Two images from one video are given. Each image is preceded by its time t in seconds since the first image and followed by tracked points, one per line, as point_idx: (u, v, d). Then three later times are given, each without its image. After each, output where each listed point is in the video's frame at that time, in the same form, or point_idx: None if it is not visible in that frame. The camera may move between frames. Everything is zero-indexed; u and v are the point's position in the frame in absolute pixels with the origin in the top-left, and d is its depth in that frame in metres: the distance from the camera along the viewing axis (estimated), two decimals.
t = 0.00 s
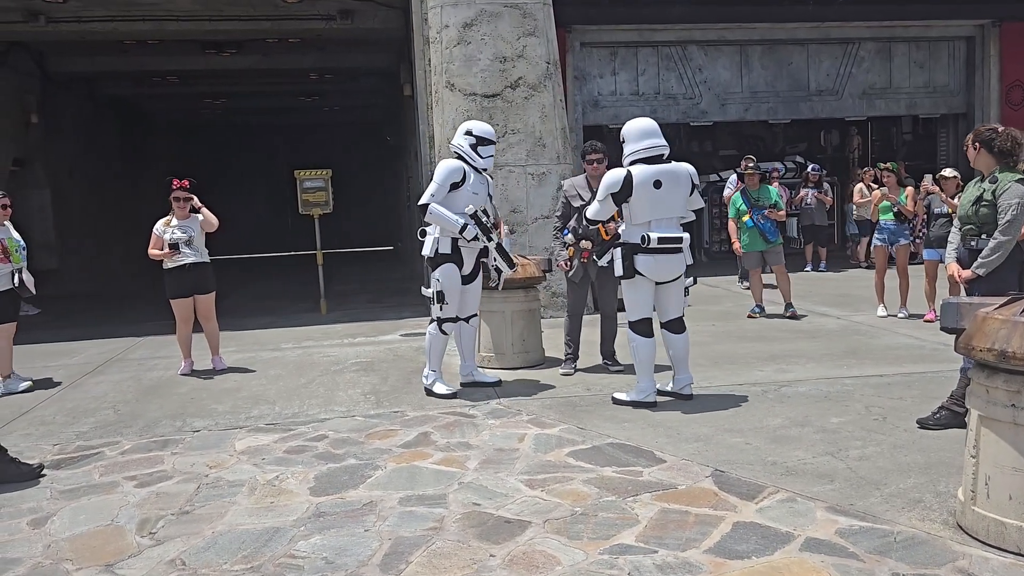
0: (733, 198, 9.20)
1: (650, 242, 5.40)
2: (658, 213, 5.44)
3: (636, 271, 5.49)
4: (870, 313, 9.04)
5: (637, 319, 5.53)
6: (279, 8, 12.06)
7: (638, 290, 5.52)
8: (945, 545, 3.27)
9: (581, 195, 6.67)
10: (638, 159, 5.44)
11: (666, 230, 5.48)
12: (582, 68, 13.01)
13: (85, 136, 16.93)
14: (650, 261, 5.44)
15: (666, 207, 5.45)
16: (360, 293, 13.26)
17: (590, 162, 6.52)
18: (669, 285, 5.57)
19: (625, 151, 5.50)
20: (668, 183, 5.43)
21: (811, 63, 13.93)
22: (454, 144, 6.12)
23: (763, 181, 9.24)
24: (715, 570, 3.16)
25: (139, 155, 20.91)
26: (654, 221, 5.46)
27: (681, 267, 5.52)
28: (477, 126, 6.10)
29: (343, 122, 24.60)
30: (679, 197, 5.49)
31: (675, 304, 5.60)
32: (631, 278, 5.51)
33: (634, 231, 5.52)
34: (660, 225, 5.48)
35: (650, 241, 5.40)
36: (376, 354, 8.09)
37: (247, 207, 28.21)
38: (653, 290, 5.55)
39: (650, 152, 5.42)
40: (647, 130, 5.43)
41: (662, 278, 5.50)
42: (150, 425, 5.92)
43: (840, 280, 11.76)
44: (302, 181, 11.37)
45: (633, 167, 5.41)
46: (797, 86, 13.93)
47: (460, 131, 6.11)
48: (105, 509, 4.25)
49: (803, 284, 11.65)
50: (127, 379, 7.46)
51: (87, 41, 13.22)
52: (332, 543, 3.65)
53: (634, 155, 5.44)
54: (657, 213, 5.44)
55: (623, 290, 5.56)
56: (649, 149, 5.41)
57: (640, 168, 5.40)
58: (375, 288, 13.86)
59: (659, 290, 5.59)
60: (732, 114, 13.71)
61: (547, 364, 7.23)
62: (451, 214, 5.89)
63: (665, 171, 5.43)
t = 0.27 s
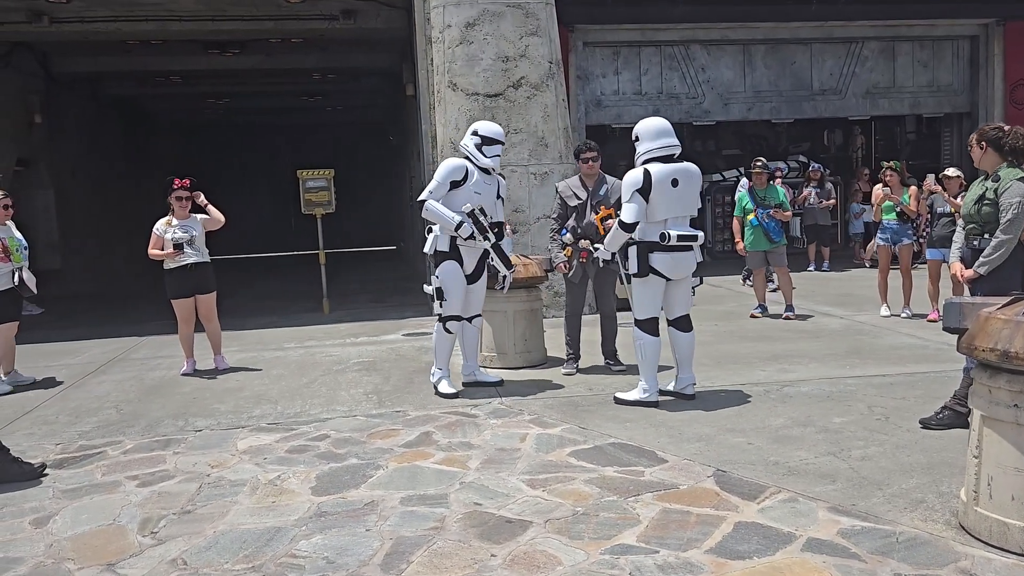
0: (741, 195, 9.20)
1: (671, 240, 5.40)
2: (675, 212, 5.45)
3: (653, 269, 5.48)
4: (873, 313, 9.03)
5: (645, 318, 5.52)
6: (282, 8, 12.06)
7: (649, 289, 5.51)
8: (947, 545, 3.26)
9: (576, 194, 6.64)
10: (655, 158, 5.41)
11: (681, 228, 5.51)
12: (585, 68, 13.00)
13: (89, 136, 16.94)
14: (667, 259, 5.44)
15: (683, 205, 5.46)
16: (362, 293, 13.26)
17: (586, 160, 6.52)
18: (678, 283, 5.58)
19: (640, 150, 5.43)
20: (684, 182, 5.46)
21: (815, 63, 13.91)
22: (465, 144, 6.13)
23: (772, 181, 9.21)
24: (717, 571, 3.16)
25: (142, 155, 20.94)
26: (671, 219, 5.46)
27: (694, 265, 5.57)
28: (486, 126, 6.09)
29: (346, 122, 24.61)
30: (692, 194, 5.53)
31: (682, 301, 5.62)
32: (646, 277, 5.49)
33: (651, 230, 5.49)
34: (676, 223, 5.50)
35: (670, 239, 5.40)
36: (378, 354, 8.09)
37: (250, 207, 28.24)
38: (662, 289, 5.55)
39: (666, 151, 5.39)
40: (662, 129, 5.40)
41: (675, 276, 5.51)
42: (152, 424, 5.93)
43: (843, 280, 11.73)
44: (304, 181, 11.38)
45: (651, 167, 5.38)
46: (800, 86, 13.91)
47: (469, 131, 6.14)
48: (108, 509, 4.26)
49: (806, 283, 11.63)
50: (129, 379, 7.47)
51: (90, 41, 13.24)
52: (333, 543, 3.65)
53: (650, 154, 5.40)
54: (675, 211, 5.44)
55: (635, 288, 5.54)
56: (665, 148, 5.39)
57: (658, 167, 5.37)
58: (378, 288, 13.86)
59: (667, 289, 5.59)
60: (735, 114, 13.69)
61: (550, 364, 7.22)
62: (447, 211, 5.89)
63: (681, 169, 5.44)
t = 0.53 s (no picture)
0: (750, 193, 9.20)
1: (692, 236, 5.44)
2: (692, 209, 5.47)
3: (677, 268, 5.46)
4: (877, 313, 9.01)
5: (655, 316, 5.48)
6: (285, 8, 12.06)
7: (666, 288, 5.46)
8: (950, 546, 3.25)
9: (577, 195, 6.64)
10: (668, 157, 5.41)
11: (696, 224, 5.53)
12: (588, 68, 12.99)
13: (92, 136, 16.96)
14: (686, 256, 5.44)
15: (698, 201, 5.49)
16: (366, 293, 13.26)
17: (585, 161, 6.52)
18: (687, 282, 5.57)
19: (651, 149, 5.42)
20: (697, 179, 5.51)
21: (818, 62, 13.89)
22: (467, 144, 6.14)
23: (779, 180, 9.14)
24: (719, 571, 3.15)
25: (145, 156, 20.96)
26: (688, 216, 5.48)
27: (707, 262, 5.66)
28: (487, 126, 6.05)
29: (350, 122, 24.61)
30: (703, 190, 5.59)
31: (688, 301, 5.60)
32: (669, 275, 5.45)
33: (671, 228, 5.47)
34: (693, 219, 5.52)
35: (693, 236, 5.44)
36: (380, 354, 8.09)
37: (253, 207, 28.27)
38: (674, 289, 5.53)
39: (678, 149, 5.41)
40: (673, 128, 5.41)
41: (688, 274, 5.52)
42: (155, 424, 5.94)
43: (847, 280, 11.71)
44: (307, 181, 11.38)
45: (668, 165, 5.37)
46: (804, 85, 13.89)
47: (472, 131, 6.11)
48: (110, 509, 4.26)
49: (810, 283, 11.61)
50: (132, 378, 7.48)
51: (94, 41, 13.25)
52: (335, 543, 3.65)
53: (662, 153, 5.39)
54: (691, 208, 5.46)
55: (653, 286, 5.46)
56: (676, 146, 5.41)
57: (675, 166, 5.38)
58: (381, 288, 13.86)
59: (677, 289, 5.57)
60: (738, 114, 13.67)
61: (552, 363, 7.22)
62: (445, 211, 5.86)
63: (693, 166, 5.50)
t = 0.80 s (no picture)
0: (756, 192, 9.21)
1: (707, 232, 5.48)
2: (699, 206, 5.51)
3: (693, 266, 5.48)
4: (881, 313, 8.99)
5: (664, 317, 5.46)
6: (288, 7, 12.06)
7: (676, 286, 5.47)
8: (954, 547, 3.24)
9: (581, 194, 6.63)
10: (675, 155, 5.38)
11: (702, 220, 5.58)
12: (591, 67, 12.98)
13: (96, 136, 16.99)
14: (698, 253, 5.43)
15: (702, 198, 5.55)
16: (369, 292, 13.26)
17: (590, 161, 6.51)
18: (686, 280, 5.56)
19: (659, 148, 5.36)
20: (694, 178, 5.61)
21: (822, 61, 13.86)
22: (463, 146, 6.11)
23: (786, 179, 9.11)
24: (722, 571, 3.14)
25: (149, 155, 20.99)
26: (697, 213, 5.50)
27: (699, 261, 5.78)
28: (481, 124, 6.01)
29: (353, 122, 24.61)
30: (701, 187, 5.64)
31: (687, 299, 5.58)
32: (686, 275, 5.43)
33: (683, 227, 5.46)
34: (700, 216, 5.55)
35: (704, 235, 5.50)
36: (384, 353, 8.09)
37: (257, 206, 28.29)
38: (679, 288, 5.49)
39: (683, 148, 5.42)
40: (676, 127, 5.41)
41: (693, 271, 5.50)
42: (158, 423, 5.94)
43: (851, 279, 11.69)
44: (310, 181, 11.38)
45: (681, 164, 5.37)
46: (808, 85, 13.87)
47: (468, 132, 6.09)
48: (113, 508, 4.26)
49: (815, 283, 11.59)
50: (136, 378, 7.49)
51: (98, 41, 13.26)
52: (338, 542, 3.64)
53: (671, 152, 5.36)
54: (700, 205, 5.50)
55: (666, 283, 5.43)
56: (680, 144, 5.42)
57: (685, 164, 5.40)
58: (384, 287, 13.86)
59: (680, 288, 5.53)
60: (742, 113, 13.65)
61: (555, 363, 7.22)
62: (444, 214, 5.84)
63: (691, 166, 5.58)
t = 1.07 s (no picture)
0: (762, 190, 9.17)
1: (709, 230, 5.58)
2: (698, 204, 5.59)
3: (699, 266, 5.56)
4: (885, 312, 8.97)
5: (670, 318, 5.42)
6: (291, 6, 12.07)
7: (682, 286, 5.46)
8: (959, 546, 3.23)
9: (586, 192, 6.62)
10: (681, 155, 5.39)
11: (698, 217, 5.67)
12: (594, 66, 12.97)
13: (100, 134, 17.02)
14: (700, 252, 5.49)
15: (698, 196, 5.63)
16: (372, 291, 13.26)
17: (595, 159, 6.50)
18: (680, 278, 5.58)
19: (668, 148, 5.33)
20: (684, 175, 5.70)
21: (826, 60, 13.84)
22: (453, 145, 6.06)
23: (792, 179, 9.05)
24: (725, 570, 3.13)
25: (153, 155, 21.02)
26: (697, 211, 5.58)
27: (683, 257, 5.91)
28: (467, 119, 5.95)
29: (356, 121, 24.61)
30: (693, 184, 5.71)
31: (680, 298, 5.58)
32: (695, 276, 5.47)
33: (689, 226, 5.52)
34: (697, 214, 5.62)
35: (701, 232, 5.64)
36: (387, 352, 8.09)
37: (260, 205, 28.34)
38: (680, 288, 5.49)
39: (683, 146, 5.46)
40: (677, 125, 5.42)
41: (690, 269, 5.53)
42: (161, 422, 5.95)
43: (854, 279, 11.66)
44: (314, 180, 11.38)
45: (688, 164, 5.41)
46: (811, 83, 13.85)
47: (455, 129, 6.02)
48: (116, 506, 4.27)
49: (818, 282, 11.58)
50: (139, 376, 7.50)
51: (102, 40, 13.28)
52: (341, 540, 3.64)
53: (678, 151, 5.36)
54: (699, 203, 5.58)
55: (676, 285, 5.42)
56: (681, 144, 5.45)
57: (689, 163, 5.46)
58: (387, 286, 13.87)
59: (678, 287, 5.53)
60: (745, 112, 13.63)
61: (558, 361, 7.22)
62: (444, 216, 5.80)
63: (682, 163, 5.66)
